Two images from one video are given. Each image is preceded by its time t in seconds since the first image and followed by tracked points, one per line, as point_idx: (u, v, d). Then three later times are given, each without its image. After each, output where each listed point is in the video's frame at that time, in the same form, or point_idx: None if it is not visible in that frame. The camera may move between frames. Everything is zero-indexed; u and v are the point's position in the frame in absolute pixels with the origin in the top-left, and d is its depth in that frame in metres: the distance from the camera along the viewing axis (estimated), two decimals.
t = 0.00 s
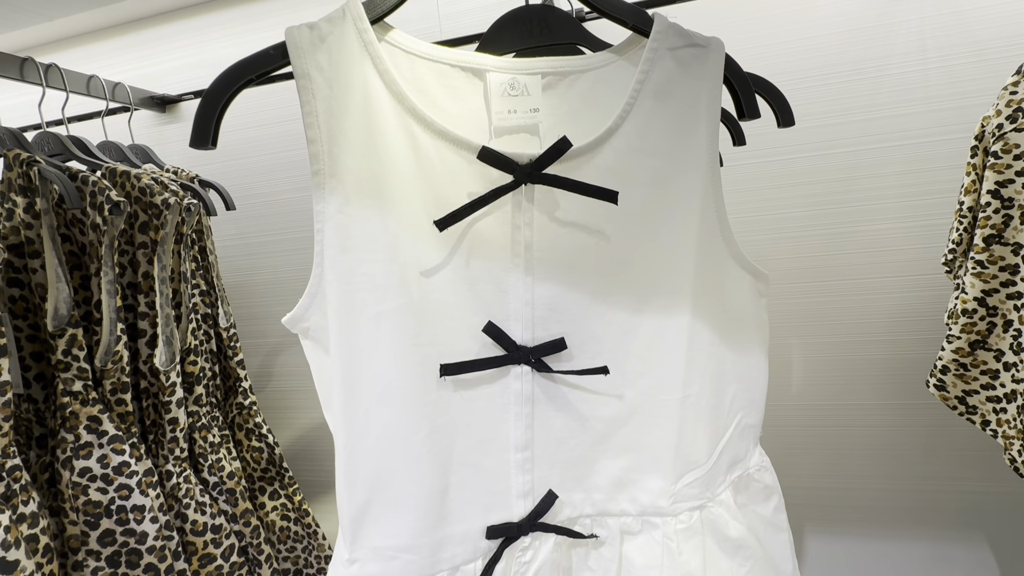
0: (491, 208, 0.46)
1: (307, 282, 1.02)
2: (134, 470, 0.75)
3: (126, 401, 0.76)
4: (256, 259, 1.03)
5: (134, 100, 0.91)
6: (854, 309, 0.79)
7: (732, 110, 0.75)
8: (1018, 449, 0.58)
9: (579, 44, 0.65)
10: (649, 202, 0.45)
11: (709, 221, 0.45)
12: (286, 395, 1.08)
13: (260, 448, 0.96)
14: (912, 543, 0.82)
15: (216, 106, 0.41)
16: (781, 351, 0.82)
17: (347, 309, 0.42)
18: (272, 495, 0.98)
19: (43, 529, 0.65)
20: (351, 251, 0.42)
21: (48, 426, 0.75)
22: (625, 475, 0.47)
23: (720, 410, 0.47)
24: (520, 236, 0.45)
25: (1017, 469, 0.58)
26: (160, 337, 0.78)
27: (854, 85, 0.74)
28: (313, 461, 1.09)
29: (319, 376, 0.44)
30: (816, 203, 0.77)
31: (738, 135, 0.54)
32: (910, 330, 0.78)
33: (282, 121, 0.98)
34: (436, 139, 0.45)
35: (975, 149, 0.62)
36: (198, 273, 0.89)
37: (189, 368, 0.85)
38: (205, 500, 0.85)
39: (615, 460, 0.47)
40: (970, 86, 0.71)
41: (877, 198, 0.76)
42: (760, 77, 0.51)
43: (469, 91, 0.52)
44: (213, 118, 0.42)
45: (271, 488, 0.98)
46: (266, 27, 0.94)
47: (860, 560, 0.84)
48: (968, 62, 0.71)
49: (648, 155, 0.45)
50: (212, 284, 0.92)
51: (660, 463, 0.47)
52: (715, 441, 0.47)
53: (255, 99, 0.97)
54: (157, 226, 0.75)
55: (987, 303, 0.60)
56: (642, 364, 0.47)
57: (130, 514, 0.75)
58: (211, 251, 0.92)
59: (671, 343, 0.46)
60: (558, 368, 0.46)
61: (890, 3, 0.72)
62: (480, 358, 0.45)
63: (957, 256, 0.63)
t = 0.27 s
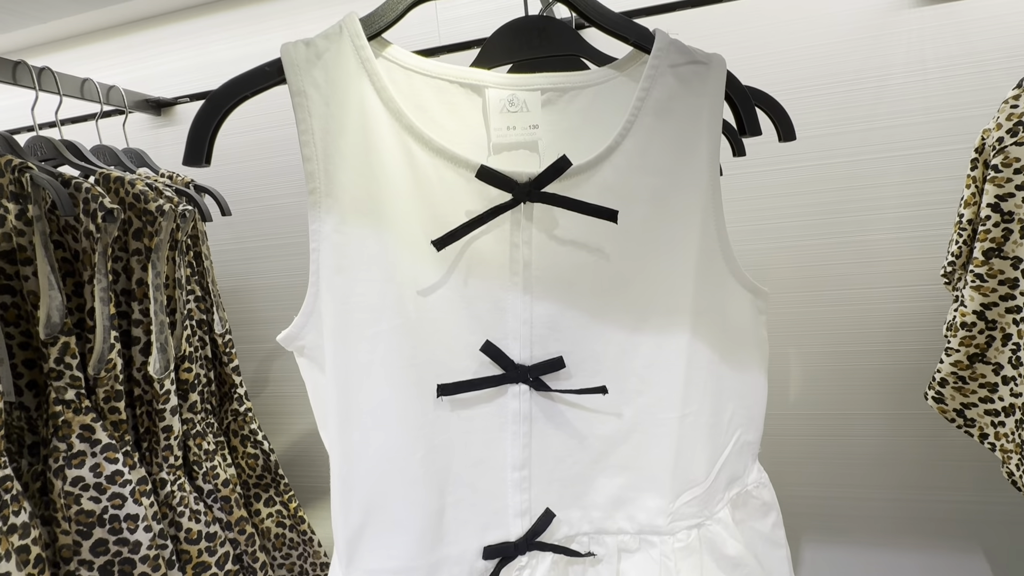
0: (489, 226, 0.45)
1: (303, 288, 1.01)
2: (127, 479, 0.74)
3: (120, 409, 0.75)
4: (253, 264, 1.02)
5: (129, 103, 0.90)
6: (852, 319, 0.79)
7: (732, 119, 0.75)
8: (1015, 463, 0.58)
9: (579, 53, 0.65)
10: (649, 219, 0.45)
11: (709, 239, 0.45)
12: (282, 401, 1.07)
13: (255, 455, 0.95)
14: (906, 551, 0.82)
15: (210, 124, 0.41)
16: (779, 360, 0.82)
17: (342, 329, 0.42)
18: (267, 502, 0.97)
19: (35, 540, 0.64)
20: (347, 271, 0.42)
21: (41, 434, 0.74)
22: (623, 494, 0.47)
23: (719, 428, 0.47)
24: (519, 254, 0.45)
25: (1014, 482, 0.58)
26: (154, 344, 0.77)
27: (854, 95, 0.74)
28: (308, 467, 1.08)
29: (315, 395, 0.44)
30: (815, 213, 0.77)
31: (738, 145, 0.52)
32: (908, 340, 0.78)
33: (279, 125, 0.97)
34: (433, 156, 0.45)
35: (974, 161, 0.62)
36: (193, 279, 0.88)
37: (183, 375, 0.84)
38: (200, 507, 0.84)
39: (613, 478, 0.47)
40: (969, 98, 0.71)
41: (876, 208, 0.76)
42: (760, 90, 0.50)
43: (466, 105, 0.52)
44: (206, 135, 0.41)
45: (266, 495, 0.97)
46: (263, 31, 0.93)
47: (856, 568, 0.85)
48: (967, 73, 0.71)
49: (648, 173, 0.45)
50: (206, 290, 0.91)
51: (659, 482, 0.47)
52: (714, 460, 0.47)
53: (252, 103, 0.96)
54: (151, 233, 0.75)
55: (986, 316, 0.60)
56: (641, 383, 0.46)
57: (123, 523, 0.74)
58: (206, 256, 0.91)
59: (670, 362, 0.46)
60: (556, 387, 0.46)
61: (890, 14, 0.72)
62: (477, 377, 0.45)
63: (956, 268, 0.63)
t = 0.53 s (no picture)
0: (487, 232, 0.45)
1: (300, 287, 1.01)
2: (123, 480, 0.74)
3: (115, 410, 0.75)
4: (249, 262, 1.02)
5: (123, 100, 0.89)
6: (850, 321, 0.79)
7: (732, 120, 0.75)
8: (1011, 466, 0.58)
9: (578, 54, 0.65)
10: (648, 225, 0.45)
11: (709, 245, 0.45)
12: (279, 400, 1.07)
13: (252, 455, 0.95)
14: (902, 551, 0.83)
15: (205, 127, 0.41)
16: (777, 361, 0.83)
17: (339, 335, 0.42)
18: (264, 502, 0.97)
19: (30, 542, 0.64)
20: (343, 277, 0.42)
21: (35, 434, 0.73)
22: (620, 499, 0.47)
23: (716, 433, 0.47)
24: (517, 260, 0.45)
25: (1009, 485, 0.59)
26: (150, 344, 0.77)
27: (853, 97, 0.74)
28: (306, 466, 1.08)
29: (311, 402, 0.44)
30: (814, 214, 0.77)
31: (738, 148, 0.52)
32: (906, 341, 0.79)
33: (276, 123, 0.96)
34: (431, 160, 0.44)
35: (973, 165, 0.62)
36: (189, 278, 0.88)
37: (179, 375, 0.83)
38: (196, 508, 0.84)
39: (611, 483, 0.47)
40: (969, 100, 0.71)
41: (875, 210, 0.76)
42: (761, 94, 0.50)
43: (464, 108, 0.51)
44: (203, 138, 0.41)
45: (263, 495, 0.97)
46: (260, 28, 0.92)
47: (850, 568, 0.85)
48: (967, 76, 0.71)
49: (648, 178, 0.44)
50: (202, 289, 0.90)
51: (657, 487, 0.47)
52: (712, 465, 0.47)
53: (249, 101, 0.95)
54: (147, 232, 0.74)
55: (984, 320, 0.60)
56: (639, 389, 0.46)
57: (119, 524, 0.74)
58: (202, 255, 0.91)
59: (669, 368, 0.46)
60: (554, 393, 0.46)
61: (890, 15, 0.72)
62: (475, 384, 0.45)
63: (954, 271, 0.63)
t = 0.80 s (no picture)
0: (483, 231, 0.45)
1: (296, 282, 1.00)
2: (119, 476, 0.74)
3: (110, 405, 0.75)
4: (245, 257, 1.01)
5: (117, 92, 0.88)
6: (847, 317, 0.80)
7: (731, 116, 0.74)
8: (1005, 463, 0.59)
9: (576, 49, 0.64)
10: (646, 223, 0.45)
11: (708, 243, 0.45)
12: (276, 396, 1.07)
13: (249, 450, 0.95)
14: (894, 546, 0.84)
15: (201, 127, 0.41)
16: (773, 358, 0.83)
17: (335, 335, 0.42)
18: (261, 497, 0.97)
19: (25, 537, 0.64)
20: (339, 276, 0.41)
21: (29, 430, 0.73)
22: (617, 497, 0.47)
23: (713, 431, 0.47)
24: (515, 258, 0.45)
25: (1003, 482, 0.59)
26: (144, 340, 0.76)
27: (852, 93, 0.74)
28: (302, 461, 1.08)
29: (306, 401, 0.43)
30: (812, 211, 0.77)
31: (737, 146, 0.51)
32: (902, 339, 0.79)
33: (272, 117, 0.95)
34: (428, 158, 0.44)
35: (972, 163, 0.62)
36: (184, 274, 0.87)
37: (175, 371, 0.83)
38: (192, 503, 0.84)
39: (608, 481, 0.47)
40: (968, 97, 0.71)
41: (873, 207, 0.76)
42: (762, 92, 0.50)
43: (461, 105, 0.51)
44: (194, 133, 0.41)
45: (259, 490, 0.97)
46: (255, 20, 0.91)
47: (848, 564, 0.86)
48: (965, 73, 0.70)
49: (647, 177, 0.44)
50: (198, 284, 0.90)
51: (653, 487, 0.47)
52: (709, 463, 0.47)
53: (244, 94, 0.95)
54: (140, 227, 0.73)
55: (980, 318, 0.60)
56: (636, 389, 0.46)
57: (114, 519, 0.74)
58: (197, 250, 0.90)
59: (666, 367, 0.46)
60: (551, 392, 0.46)
61: (890, 11, 0.71)
62: (471, 382, 0.45)
63: (951, 269, 0.63)
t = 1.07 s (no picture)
0: (477, 180, 0.45)
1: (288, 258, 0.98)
2: (107, 451, 0.72)
3: (96, 380, 0.73)
4: (235, 233, 0.99)
5: (100, 61, 0.85)
6: (846, 293, 0.79)
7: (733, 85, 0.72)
8: (1004, 434, 0.58)
9: (574, 9, 0.62)
10: (648, 176, 0.45)
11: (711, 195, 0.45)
12: (268, 375, 1.05)
13: (241, 428, 0.94)
14: (887, 521, 0.84)
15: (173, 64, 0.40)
16: (771, 333, 0.82)
17: (320, 284, 0.40)
18: (254, 475, 0.96)
19: (9, 511, 0.62)
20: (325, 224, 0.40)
21: (14, 405, 0.71)
22: (615, 462, 0.47)
23: (714, 394, 0.48)
24: (510, 210, 0.45)
25: (1002, 453, 0.59)
26: (131, 313, 0.75)
27: (856, 62, 0.72)
28: (295, 440, 1.07)
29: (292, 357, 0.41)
30: (813, 184, 0.76)
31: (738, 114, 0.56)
32: (902, 314, 0.78)
33: (260, 88, 0.92)
34: (417, 100, 0.43)
35: (979, 130, 0.60)
36: (171, 247, 0.85)
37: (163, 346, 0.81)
38: (183, 480, 0.82)
39: (606, 446, 0.47)
40: (974, 66, 0.69)
41: (875, 180, 0.75)
42: (772, 50, 0.49)
43: (454, 49, 0.49)
44: (166, 75, 0.40)
45: (252, 468, 0.96)
46: None
47: (844, 540, 0.86)
48: (973, 40, 0.69)
49: (648, 127, 0.44)
50: (186, 259, 0.88)
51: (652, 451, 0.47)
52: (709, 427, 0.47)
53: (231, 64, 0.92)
54: (124, 195, 0.71)
55: (983, 288, 0.59)
56: (636, 350, 0.47)
57: (103, 495, 0.72)
58: (185, 223, 0.88)
59: (668, 325, 0.46)
60: (547, 351, 0.46)
61: None
62: (465, 341, 0.44)
63: (955, 239, 0.62)
